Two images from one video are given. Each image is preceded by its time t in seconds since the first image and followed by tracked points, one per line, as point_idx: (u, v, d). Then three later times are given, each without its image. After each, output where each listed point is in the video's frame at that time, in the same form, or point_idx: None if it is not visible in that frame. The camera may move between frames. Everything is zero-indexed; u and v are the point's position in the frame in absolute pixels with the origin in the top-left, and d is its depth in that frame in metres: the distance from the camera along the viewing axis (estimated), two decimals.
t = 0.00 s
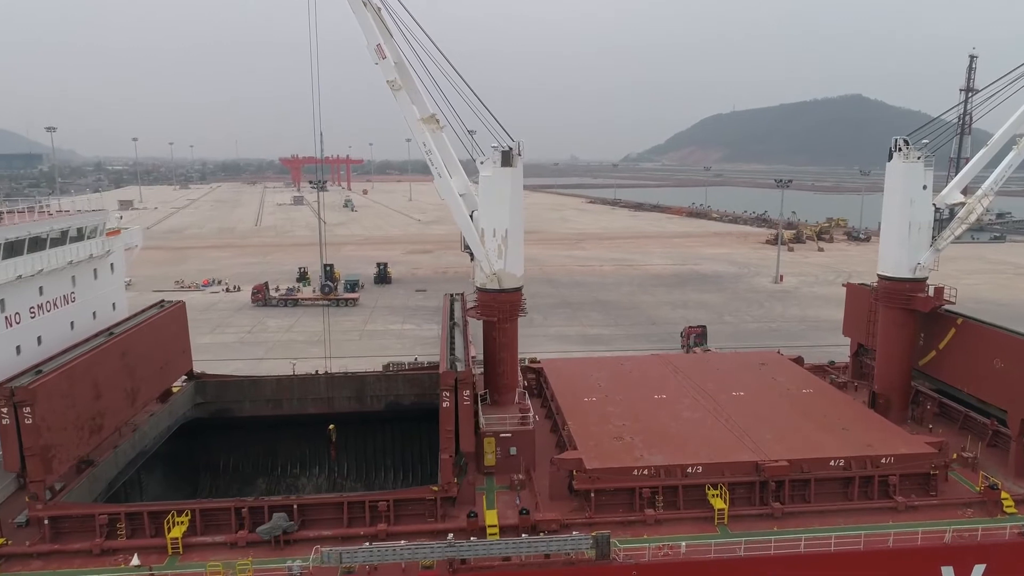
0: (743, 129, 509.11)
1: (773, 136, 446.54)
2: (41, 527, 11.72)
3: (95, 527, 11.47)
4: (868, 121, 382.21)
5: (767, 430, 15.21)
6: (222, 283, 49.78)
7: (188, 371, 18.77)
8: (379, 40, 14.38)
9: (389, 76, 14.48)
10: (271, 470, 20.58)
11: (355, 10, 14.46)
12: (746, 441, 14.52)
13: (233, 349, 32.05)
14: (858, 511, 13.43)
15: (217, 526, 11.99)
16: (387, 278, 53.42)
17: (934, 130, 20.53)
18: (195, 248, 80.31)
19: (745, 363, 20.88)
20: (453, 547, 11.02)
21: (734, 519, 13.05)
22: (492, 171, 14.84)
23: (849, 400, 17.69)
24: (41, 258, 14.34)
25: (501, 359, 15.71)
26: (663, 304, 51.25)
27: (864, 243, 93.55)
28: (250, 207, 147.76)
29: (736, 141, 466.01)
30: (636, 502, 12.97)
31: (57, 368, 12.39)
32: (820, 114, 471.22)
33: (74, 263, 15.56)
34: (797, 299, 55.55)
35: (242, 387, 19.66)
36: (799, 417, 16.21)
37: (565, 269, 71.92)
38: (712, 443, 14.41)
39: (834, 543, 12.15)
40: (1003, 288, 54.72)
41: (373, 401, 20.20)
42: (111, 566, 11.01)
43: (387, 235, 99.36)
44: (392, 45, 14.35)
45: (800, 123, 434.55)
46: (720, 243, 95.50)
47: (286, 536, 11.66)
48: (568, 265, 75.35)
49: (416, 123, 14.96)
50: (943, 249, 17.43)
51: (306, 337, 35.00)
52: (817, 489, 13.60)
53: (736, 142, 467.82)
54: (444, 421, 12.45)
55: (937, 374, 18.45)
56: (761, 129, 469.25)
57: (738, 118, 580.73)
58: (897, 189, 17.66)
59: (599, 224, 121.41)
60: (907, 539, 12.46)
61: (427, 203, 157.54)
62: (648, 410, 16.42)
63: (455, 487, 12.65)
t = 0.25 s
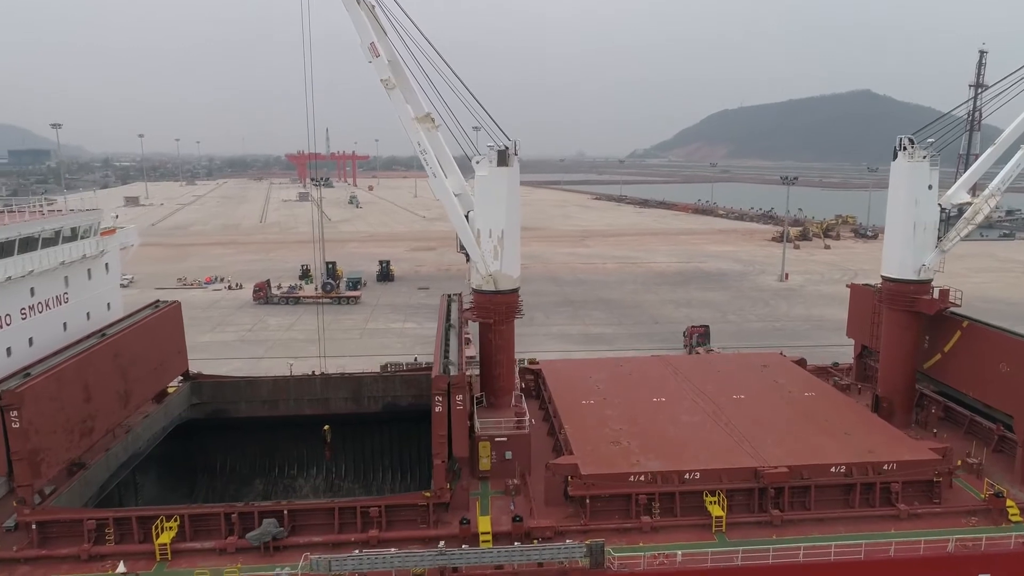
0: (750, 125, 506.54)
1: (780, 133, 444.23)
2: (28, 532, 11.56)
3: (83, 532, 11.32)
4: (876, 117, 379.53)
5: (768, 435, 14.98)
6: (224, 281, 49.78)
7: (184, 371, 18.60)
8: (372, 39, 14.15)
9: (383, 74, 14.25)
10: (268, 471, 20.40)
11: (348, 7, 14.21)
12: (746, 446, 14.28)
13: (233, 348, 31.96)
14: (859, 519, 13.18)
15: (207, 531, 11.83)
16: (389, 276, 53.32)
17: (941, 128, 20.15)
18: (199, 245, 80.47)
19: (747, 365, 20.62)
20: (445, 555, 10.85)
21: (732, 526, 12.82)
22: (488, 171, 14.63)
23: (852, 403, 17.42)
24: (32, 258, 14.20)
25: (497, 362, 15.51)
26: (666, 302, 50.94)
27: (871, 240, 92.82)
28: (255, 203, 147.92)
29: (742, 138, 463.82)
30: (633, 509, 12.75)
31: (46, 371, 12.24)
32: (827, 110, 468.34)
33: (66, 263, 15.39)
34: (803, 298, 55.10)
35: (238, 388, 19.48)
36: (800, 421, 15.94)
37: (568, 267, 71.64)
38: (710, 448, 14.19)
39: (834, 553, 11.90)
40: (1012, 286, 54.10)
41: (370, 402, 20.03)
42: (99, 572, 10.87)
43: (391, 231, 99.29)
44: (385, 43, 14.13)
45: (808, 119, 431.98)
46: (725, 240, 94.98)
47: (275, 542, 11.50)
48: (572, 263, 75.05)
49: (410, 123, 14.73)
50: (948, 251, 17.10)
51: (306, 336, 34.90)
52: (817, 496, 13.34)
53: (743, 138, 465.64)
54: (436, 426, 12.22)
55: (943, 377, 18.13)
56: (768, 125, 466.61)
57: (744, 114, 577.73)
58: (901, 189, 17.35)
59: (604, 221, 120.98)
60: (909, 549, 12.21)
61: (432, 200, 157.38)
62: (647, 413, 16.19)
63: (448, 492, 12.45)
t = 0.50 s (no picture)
0: (758, 121, 503.55)
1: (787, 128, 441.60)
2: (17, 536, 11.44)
3: (71, 537, 11.18)
4: (885, 113, 376.50)
5: (768, 440, 14.74)
6: (228, 278, 49.81)
7: (180, 372, 18.48)
8: (366, 37, 14.00)
9: (376, 73, 14.09)
10: (266, 471, 20.30)
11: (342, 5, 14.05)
12: (745, 452, 14.02)
13: (234, 346, 31.89)
14: (861, 527, 12.92)
15: (196, 536, 11.68)
16: (393, 273, 53.21)
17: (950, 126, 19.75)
18: (205, 241, 80.66)
19: (750, 367, 20.37)
20: (436, 562, 10.68)
21: (730, 534, 12.59)
22: (484, 170, 14.41)
23: (856, 407, 17.15)
24: (24, 258, 14.05)
25: (493, 364, 15.32)
26: (671, 301, 50.60)
27: (879, 237, 92.04)
28: (261, 199, 148.10)
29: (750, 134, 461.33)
30: (629, 516, 12.53)
31: (34, 374, 12.11)
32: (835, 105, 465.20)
33: (59, 263, 15.26)
34: (809, 296, 54.64)
35: (234, 388, 19.34)
36: (802, 426, 15.67)
37: (573, 264, 71.33)
38: (709, 452, 13.96)
39: (834, 562, 11.65)
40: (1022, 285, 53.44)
41: (367, 403, 19.89)
42: None
43: (396, 228, 99.18)
44: (379, 41, 13.96)
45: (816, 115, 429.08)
46: (732, 237, 94.39)
47: (265, 548, 11.35)
48: (577, 260, 74.75)
49: (405, 122, 14.55)
50: (955, 252, 16.76)
51: (308, 334, 34.82)
52: (817, 503, 13.09)
53: (750, 134, 463.16)
54: (429, 430, 12.03)
55: (949, 380, 17.81)
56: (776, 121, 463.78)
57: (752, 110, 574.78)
58: (907, 189, 17.02)
59: (610, 218, 120.50)
60: (911, 558, 11.96)
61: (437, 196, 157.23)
62: (645, 417, 15.96)
63: (442, 498, 12.27)
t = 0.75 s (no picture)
0: (767, 117, 500.14)
1: (797, 124, 438.67)
2: (6, 540, 11.31)
3: (61, 542, 11.05)
4: (896, 109, 373.00)
5: (770, 445, 14.48)
6: (232, 275, 49.82)
7: (178, 372, 18.37)
8: (361, 35, 13.86)
9: (372, 71, 13.94)
10: (265, 471, 20.23)
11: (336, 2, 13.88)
12: (746, 458, 13.77)
13: (237, 343, 31.83)
14: (864, 535, 12.65)
15: (187, 541, 11.53)
16: (397, 271, 53.09)
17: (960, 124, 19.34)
18: (211, 238, 80.86)
19: (753, 369, 20.09)
20: (428, 571, 10.51)
21: (729, 542, 12.35)
22: (482, 170, 14.21)
23: (861, 411, 16.85)
24: (18, 258, 13.94)
25: (490, 367, 15.12)
26: (676, 299, 50.23)
27: (889, 235, 91.14)
28: (268, 195, 148.34)
29: (759, 129, 458.44)
30: (627, 523, 12.32)
31: (25, 376, 11.98)
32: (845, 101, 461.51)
33: (54, 263, 15.13)
34: (817, 295, 54.11)
35: (233, 389, 19.23)
36: (805, 430, 15.41)
37: (579, 261, 70.99)
38: (709, 458, 13.72)
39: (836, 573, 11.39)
40: None
41: (366, 404, 19.74)
42: None
43: (402, 224, 99.08)
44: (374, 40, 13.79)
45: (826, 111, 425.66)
46: (739, 234, 93.72)
47: (256, 554, 11.19)
48: (582, 257, 74.41)
49: (401, 121, 14.38)
50: (963, 253, 16.41)
51: (310, 332, 34.74)
52: (820, 511, 12.81)
53: (759, 130, 460.18)
54: (422, 435, 11.85)
55: (956, 385, 17.49)
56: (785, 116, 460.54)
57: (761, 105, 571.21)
58: (914, 189, 16.67)
59: (617, 214, 119.95)
60: (915, 568, 11.68)
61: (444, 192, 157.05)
62: (645, 421, 15.75)
63: (436, 504, 12.09)
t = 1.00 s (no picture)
0: (776, 112, 496.90)
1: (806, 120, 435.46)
2: None
3: (51, 546, 10.92)
4: (907, 104, 369.42)
5: (772, 451, 14.21)
6: (237, 272, 49.88)
7: (176, 371, 18.26)
8: (356, 32, 13.69)
9: (367, 69, 13.76)
10: (264, 471, 20.11)
11: None
12: (746, 464, 13.51)
13: (239, 341, 31.78)
14: (867, 545, 12.37)
15: (178, 547, 11.39)
16: (402, 268, 52.96)
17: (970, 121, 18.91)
18: (218, 234, 81.07)
19: (756, 371, 19.80)
20: None
21: (728, 550, 12.12)
22: (479, 169, 13.98)
23: (865, 415, 16.56)
24: (10, 258, 13.81)
25: (487, 369, 14.91)
26: (682, 297, 49.85)
27: (898, 232, 90.25)
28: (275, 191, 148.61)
29: (768, 125, 455.54)
30: (623, 530, 12.11)
31: (16, 377, 11.87)
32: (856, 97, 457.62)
33: (48, 263, 15.00)
34: (824, 293, 53.60)
35: (230, 389, 19.08)
36: (808, 435, 15.11)
37: (584, 258, 70.62)
38: (709, 464, 13.47)
39: None
40: None
41: (365, 404, 19.59)
42: None
43: (408, 220, 98.95)
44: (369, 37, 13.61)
45: (836, 106, 422.19)
46: (747, 231, 93.03)
47: (246, 560, 11.03)
48: (588, 254, 74.03)
49: (397, 120, 14.19)
50: (971, 255, 16.05)
51: (313, 330, 34.68)
52: (822, 520, 12.54)
53: (768, 126, 457.19)
54: (415, 440, 11.64)
55: (963, 389, 17.16)
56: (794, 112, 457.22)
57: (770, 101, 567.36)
58: (921, 190, 16.31)
59: (623, 211, 119.40)
60: None
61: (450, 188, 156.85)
62: (645, 424, 15.51)
63: (429, 509, 11.90)
